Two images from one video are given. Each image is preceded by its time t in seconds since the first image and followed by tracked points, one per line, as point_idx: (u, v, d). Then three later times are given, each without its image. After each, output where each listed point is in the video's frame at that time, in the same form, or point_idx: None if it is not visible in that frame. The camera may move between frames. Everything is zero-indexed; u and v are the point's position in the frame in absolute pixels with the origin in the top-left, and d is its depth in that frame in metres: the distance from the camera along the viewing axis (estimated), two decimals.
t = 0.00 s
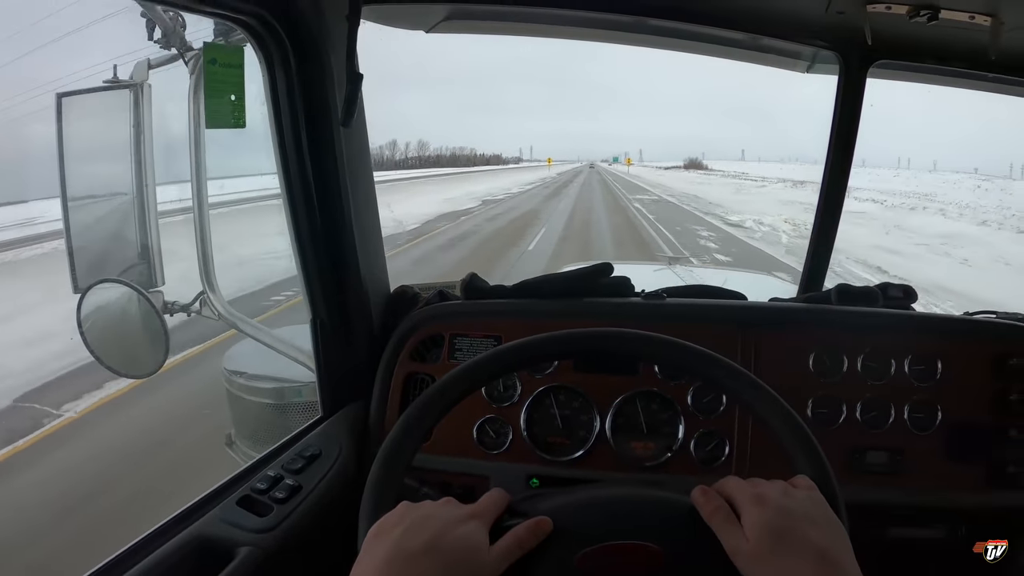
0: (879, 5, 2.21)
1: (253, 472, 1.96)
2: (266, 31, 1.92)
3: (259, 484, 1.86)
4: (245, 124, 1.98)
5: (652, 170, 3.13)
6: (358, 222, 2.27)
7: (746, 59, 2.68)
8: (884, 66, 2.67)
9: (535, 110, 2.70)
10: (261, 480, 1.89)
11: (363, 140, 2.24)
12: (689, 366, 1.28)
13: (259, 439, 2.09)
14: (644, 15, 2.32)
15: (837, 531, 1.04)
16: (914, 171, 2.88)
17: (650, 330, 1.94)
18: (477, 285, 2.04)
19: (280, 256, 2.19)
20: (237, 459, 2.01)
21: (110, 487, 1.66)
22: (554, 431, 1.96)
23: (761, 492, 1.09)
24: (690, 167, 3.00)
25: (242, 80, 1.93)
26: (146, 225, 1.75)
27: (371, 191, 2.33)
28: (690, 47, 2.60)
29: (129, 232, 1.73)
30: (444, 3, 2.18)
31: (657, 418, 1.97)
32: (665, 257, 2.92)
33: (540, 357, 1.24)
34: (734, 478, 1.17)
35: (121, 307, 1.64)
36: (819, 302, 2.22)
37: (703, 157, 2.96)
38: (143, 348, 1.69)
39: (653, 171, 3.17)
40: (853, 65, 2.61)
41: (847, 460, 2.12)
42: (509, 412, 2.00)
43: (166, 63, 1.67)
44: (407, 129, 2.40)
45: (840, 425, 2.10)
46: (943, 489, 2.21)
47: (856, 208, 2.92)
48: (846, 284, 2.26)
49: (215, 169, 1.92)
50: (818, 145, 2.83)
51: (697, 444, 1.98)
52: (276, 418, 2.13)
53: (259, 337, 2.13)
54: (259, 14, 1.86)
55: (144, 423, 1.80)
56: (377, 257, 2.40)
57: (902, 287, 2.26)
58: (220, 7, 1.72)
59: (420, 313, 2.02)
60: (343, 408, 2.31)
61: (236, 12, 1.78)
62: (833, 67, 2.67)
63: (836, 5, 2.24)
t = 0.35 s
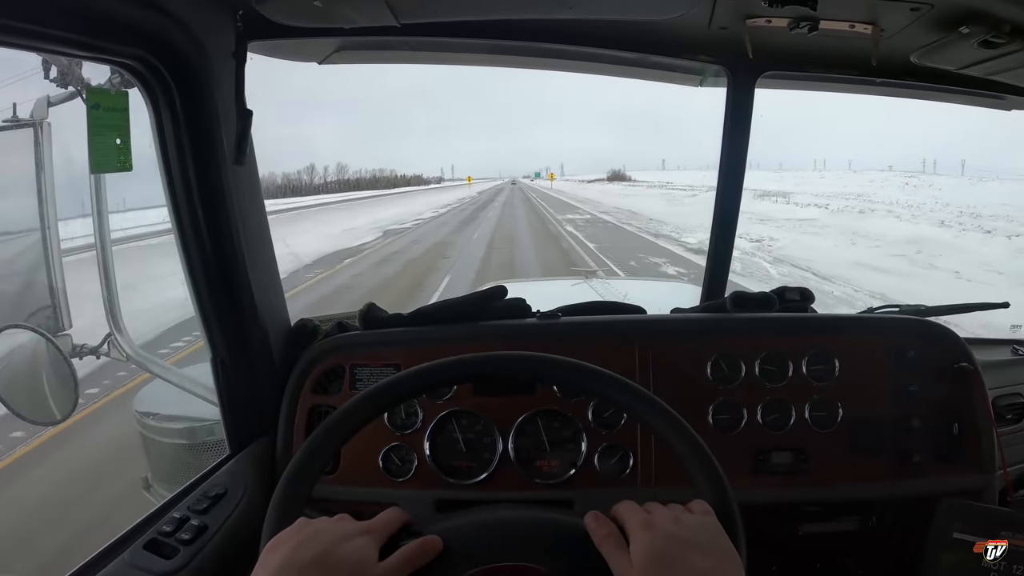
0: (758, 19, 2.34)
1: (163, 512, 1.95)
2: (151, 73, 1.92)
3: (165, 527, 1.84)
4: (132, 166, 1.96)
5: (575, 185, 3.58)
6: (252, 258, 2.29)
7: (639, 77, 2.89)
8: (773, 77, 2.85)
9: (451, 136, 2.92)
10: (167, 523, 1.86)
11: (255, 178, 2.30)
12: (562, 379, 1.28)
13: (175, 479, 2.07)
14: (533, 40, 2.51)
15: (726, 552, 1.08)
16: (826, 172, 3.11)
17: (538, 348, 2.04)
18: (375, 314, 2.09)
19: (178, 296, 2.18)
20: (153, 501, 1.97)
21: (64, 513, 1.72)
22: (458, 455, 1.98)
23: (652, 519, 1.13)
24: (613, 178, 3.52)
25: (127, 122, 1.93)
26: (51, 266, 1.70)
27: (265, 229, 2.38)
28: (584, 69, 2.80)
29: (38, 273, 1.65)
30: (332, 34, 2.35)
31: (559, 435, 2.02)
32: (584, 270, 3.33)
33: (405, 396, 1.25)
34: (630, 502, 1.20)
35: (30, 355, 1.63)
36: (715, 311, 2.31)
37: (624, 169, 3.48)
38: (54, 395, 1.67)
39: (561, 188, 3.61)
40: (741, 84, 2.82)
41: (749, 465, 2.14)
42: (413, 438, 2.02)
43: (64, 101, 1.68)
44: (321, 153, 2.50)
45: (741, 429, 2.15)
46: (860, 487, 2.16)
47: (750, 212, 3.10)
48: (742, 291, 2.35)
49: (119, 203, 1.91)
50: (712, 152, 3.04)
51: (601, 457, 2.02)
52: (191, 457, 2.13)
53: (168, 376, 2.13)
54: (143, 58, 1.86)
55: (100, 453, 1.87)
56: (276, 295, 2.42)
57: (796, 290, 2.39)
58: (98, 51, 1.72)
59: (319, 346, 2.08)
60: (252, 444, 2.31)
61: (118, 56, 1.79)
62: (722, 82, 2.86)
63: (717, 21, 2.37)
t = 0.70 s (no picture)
0: (728, 31, 2.37)
1: (136, 535, 1.88)
2: (117, 87, 1.89)
3: (138, 551, 1.78)
4: (100, 182, 1.90)
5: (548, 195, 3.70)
6: (223, 275, 2.26)
7: (610, 89, 2.91)
8: (740, 88, 2.91)
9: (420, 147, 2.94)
10: (140, 547, 1.80)
11: (223, 192, 2.27)
12: (534, 394, 1.27)
13: (150, 498, 2.01)
14: (503, 53, 2.53)
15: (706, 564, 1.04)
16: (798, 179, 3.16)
17: (509, 362, 2.03)
18: (348, 330, 2.09)
19: (149, 315, 2.12)
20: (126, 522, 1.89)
21: (37, 531, 1.65)
22: (433, 472, 1.96)
23: (629, 532, 1.09)
24: (588, 189, 3.44)
25: (94, 138, 1.88)
26: (17, 279, 1.62)
27: (234, 243, 2.35)
28: (556, 82, 2.83)
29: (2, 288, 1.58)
30: (302, 49, 2.35)
31: (535, 449, 2.01)
32: (556, 279, 3.38)
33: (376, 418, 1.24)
34: (606, 515, 1.16)
35: None
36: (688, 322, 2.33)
37: (597, 178, 3.40)
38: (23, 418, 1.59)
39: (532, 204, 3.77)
40: (711, 91, 2.87)
41: (726, 474, 2.13)
42: (388, 456, 2.00)
43: (31, 114, 1.62)
44: (287, 163, 2.42)
45: (718, 440, 2.14)
46: (834, 491, 2.17)
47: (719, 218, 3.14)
48: (716, 301, 2.36)
49: (84, 217, 1.83)
50: (681, 161, 3.08)
51: (578, 469, 2.02)
52: (165, 477, 2.08)
53: (139, 396, 2.03)
54: (109, 71, 1.83)
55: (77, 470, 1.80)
56: (247, 309, 2.39)
57: (769, 299, 2.42)
58: (62, 65, 1.69)
59: (291, 363, 2.05)
60: (225, 464, 2.27)
61: (83, 69, 1.75)
62: (692, 92, 2.91)
63: (687, 35, 2.40)
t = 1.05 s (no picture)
0: (714, 25, 2.36)
1: (122, 538, 1.85)
2: (100, 83, 1.86)
3: (123, 555, 1.75)
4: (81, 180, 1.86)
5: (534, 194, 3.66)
6: (207, 275, 2.22)
7: (596, 84, 2.92)
8: (724, 85, 2.93)
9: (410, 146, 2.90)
10: (126, 550, 1.77)
11: (208, 191, 2.24)
12: (523, 389, 1.26)
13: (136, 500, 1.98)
14: (489, 48, 2.54)
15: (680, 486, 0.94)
16: (782, 178, 3.13)
17: (499, 358, 2.02)
18: (335, 328, 2.07)
19: (132, 314, 2.08)
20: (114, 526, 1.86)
21: (20, 539, 1.60)
22: (421, 470, 1.95)
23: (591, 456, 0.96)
24: (577, 188, 3.39)
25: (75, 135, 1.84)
26: None
27: (219, 243, 2.32)
28: (543, 78, 2.83)
29: None
30: (287, 44, 2.34)
31: (524, 446, 1.97)
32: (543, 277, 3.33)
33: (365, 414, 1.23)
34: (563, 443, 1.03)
35: None
36: (676, 317, 2.32)
37: (585, 177, 3.36)
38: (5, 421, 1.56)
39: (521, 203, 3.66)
40: (699, 90, 2.89)
41: (716, 469, 2.12)
42: (375, 455, 1.98)
43: (11, 112, 1.60)
44: (271, 163, 2.40)
45: (708, 435, 2.13)
46: (825, 484, 2.16)
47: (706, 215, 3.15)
48: (704, 296, 2.36)
49: (68, 219, 1.79)
50: (670, 159, 3.08)
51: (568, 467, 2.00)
52: (152, 479, 2.05)
53: (123, 397, 2.01)
54: (92, 66, 1.80)
55: (63, 476, 1.76)
56: (232, 310, 2.36)
57: (757, 293, 2.41)
58: (43, 60, 1.65)
59: (277, 362, 2.03)
60: (210, 466, 2.24)
61: (66, 66, 1.72)
62: (680, 88, 2.92)
63: (673, 29, 2.40)
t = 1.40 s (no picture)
0: (710, 25, 2.35)
1: (113, 543, 1.81)
2: (89, 80, 1.83)
3: (114, 561, 1.72)
4: (69, 178, 1.83)
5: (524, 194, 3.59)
6: (198, 277, 2.20)
7: (589, 84, 2.91)
8: (721, 83, 2.91)
9: (398, 145, 2.89)
10: (116, 556, 1.74)
11: (198, 190, 2.21)
12: (519, 392, 1.25)
13: (126, 504, 1.95)
14: (483, 47, 2.52)
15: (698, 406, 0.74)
16: (773, 177, 3.14)
17: (494, 362, 2.01)
18: (327, 330, 2.05)
19: (121, 316, 2.05)
20: (105, 531, 1.84)
21: (7, 543, 1.57)
22: (415, 473, 1.94)
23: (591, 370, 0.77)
24: (567, 187, 3.42)
25: (63, 133, 1.81)
26: None
27: (209, 243, 2.29)
28: (537, 78, 2.82)
29: None
30: (278, 41, 2.31)
31: (518, 449, 1.98)
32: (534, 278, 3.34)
33: (362, 416, 1.22)
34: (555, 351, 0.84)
35: None
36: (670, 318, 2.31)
37: (576, 177, 3.38)
38: None
39: (513, 203, 3.60)
40: (693, 88, 2.87)
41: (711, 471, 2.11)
42: (369, 457, 1.95)
43: None
44: (257, 163, 2.38)
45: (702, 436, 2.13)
46: (821, 486, 2.15)
47: (699, 216, 3.14)
48: (698, 297, 2.35)
49: (53, 220, 1.75)
50: (662, 159, 3.08)
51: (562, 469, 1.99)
52: (142, 482, 2.02)
53: (115, 400, 1.97)
54: (80, 63, 1.77)
55: (49, 484, 1.72)
56: (223, 311, 2.34)
57: (751, 294, 2.41)
58: (32, 55, 1.62)
59: (269, 364, 2.01)
60: (201, 469, 2.21)
61: (55, 62, 1.69)
62: (673, 88, 2.91)
63: (668, 29, 2.39)
